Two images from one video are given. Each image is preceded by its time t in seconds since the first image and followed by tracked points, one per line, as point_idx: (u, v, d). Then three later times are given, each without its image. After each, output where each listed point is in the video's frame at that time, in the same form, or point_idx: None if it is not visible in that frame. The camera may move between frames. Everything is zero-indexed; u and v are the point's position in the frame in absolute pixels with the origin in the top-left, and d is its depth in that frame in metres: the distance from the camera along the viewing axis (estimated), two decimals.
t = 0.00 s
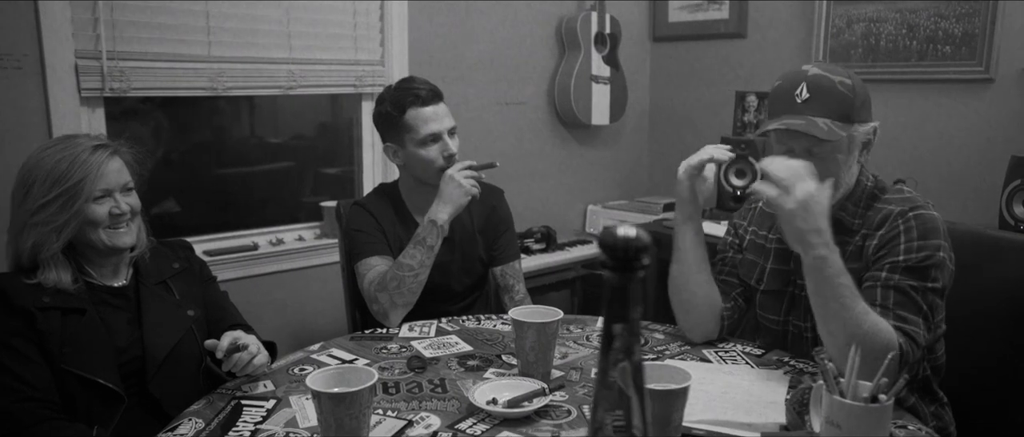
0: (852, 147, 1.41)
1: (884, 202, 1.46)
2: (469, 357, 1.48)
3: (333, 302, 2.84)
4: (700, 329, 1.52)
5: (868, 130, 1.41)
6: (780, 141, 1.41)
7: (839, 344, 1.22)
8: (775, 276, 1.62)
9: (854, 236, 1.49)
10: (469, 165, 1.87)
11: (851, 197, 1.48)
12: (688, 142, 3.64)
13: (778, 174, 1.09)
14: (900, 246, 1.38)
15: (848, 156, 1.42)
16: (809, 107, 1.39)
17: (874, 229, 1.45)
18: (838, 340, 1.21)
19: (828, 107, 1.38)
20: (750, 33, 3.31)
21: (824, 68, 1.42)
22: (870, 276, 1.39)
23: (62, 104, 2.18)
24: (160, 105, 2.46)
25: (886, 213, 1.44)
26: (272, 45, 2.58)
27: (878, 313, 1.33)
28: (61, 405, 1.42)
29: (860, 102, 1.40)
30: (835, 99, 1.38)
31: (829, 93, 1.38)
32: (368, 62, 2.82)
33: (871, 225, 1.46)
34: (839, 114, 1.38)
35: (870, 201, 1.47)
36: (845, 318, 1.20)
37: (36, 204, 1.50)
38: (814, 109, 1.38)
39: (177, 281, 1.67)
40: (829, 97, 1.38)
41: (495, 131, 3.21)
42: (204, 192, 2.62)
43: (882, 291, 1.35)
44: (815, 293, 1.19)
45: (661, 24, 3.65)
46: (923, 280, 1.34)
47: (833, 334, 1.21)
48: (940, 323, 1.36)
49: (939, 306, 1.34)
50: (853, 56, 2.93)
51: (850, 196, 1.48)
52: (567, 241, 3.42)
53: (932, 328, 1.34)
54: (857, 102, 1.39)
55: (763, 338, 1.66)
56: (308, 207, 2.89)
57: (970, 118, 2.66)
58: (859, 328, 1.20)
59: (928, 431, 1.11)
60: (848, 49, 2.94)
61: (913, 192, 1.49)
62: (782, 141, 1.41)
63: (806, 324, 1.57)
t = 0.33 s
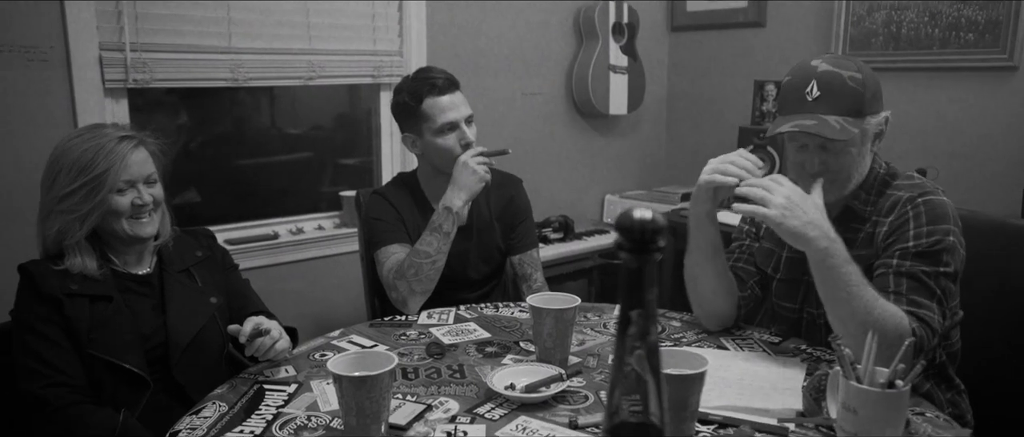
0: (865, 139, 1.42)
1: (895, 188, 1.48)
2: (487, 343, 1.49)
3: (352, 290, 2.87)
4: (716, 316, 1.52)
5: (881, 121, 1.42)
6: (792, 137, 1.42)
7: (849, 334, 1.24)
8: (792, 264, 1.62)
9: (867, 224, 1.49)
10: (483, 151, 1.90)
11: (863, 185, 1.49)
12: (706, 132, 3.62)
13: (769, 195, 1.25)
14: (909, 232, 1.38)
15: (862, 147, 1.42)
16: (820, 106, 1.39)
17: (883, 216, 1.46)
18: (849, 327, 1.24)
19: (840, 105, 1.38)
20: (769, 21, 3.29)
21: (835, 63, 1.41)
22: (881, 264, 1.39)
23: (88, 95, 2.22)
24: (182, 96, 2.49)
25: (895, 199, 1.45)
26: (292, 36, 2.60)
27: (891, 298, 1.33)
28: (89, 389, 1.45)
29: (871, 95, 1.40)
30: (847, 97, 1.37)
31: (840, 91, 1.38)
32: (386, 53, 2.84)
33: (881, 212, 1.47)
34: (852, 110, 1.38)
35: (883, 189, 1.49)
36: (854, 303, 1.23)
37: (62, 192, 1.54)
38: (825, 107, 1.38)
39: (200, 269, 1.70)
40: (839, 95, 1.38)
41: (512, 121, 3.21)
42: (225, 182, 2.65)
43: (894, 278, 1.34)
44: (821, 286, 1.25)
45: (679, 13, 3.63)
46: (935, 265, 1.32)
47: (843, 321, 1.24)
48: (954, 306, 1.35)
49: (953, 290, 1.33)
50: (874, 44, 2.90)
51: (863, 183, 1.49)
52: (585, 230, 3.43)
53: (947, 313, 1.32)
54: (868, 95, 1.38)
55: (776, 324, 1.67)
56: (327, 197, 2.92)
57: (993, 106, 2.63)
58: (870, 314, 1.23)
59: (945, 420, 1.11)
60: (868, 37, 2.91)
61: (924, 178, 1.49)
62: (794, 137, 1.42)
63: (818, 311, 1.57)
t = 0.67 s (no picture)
0: (840, 120, 1.43)
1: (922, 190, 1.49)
2: (493, 343, 1.50)
3: (359, 290, 2.88)
4: (724, 316, 1.51)
5: (863, 105, 1.42)
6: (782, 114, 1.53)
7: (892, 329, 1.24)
8: (807, 260, 1.64)
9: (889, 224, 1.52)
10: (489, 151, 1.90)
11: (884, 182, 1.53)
12: (711, 131, 3.62)
13: (886, 144, 1.16)
14: (939, 236, 1.39)
15: (837, 128, 1.44)
16: (800, 84, 1.48)
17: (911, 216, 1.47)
18: (887, 322, 1.24)
19: (814, 83, 1.45)
20: (774, 19, 3.28)
21: (827, 48, 1.48)
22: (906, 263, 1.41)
23: (95, 95, 2.23)
24: (188, 96, 2.50)
25: (925, 200, 1.46)
26: (297, 36, 2.60)
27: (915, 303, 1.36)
28: (97, 389, 1.46)
29: (856, 73, 1.42)
30: (820, 76, 1.44)
31: (817, 70, 1.45)
32: (392, 52, 2.84)
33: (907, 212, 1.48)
34: (824, 89, 1.44)
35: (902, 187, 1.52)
36: (905, 301, 1.22)
37: (67, 193, 1.54)
38: (801, 84, 1.47)
39: (207, 270, 1.71)
40: (816, 74, 1.45)
41: (517, 120, 3.21)
42: (231, 181, 2.66)
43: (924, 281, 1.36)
44: (879, 274, 1.25)
45: (684, 12, 3.63)
46: (960, 272, 1.35)
47: (884, 314, 1.24)
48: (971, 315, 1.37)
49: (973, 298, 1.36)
50: (880, 42, 2.89)
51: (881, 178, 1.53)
52: (590, 229, 3.43)
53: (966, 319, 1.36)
54: (845, 76, 1.42)
55: (789, 320, 1.67)
56: (333, 197, 2.93)
57: (999, 104, 2.61)
58: (918, 316, 1.23)
59: (953, 418, 1.10)
60: (874, 35, 2.91)
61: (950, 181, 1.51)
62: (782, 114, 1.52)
63: (835, 308, 1.56)
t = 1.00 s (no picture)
0: (821, 112, 1.53)
1: (908, 186, 1.51)
2: (484, 345, 1.49)
3: (343, 292, 2.85)
4: (715, 316, 1.52)
5: (846, 98, 1.52)
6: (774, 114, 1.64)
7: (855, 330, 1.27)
8: (802, 262, 1.67)
9: (877, 221, 1.54)
10: (476, 151, 1.89)
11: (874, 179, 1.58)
12: (694, 132, 3.64)
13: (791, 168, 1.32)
14: (924, 231, 1.41)
15: (820, 120, 1.53)
16: (786, 82, 1.59)
17: (899, 214, 1.50)
18: (857, 322, 1.27)
19: (798, 80, 1.56)
20: (757, 21, 3.31)
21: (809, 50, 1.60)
22: (894, 261, 1.43)
23: (74, 95, 2.19)
24: (169, 96, 2.46)
25: (911, 198, 1.48)
26: (281, 36, 2.58)
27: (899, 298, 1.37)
28: (80, 395, 1.43)
29: (835, 72, 1.53)
30: (802, 74, 1.55)
31: (800, 68, 1.56)
32: (376, 53, 2.82)
33: (896, 210, 1.51)
34: (806, 84, 1.54)
35: (894, 185, 1.54)
36: (867, 302, 1.26)
37: (50, 195, 1.51)
38: (787, 82, 1.58)
39: (192, 273, 1.68)
40: (799, 73, 1.56)
41: (501, 121, 3.21)
42: (211, 183, 2.62)
43: (905, 277, 1.38)
44: (837, 281, 1.28)
45: (668, 14, 3.65)
46: (945, 267, 1.37)
47: (852, 315, 1.27)
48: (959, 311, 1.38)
49: (960, 294, 1.37)
50: (861, 44, 2.93)
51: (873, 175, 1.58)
52: (575, 230, 3.43)
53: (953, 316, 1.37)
54: (827, 71, 1.53)
55: (787, 322, 1.69)
56: (317, 198, 2.90)
57: (978, 105, 2.65)
58: (880, 312, 1.26)
59: (943, 416, 1.11)
60: (855, 37, 2.94)
61: (939, 179, 1.52)
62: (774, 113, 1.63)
63: (830, 308, 1.60)
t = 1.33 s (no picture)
0: (836, 114, 1.54)
1: (905, 188, 1.53)
2: (485, 348, 1.48)
3: (338, 295, 2.84)
4: (715, 317, 1.52)
5: (859, 100, 1.53)
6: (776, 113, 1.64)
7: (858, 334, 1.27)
8: (797, 262, 1.67)
9: (873, 222, 1.55)
10: (474, 154, 1.88)
11: (870, 181, 1.59)
12: (687, 133, 3.65)
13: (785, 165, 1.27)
14: (922, 233, 1.43)
15: (832, 123, 1.54)
16: (793, 80, 1.59)
17: (897, 216, 1.51)
18: (858, 325, 1.27)
19: (809, 79, 1.56)
20: (749, 23, 3.32)
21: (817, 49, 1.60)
22: (893, 262, 1.43)
23: (66, 98, 2.16)
24: (161, 98, 2.44)
25: (909, 199, 1.50)
26: (275, 38, 2.56)
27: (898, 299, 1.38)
28: (78, 401, 1.41)
29: (847, 73, 1.54)
30: (815, 72, 1.55)
31: (812, 67, 1.56)
32: (370, 54, 2.81)
33: (894, 211, 1.52)
34: (818, 85, 1.55)
35: (889, 186, 1.56)
36: (865, 304, 1.26)
37: (52, 198, 1.49)
38: (796, 81, 1.58)
39: (190, 276, 1.67)
40: (811, 71, 1.56)
41: (495, 122, 3.20)
42: (204, 186, 2.60)
43: (904, 279, 1.39)
44: (837, 286, 1.28)
45: (660, 15, 3.66)
46: (944, 268, 1.38)
47: (853, 319, 1.28)
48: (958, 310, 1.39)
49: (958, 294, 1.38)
50: (853, 44, 2.94)
51: (870, 179, 1.59)
52: (569, 232, 3.43)
53: (951, 315, 1.38)
54: (840, 71, 1.54)
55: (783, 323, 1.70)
56: (310, 201, 2.89)
57: (969, 105, 2.67)
58: (880, 314, 1.26)
59: (946, 416, 1.12)
60: (847, 38, 2.95)
61: (935, 180, 1.54)
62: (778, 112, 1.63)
63: (826, 309, 1.61)
